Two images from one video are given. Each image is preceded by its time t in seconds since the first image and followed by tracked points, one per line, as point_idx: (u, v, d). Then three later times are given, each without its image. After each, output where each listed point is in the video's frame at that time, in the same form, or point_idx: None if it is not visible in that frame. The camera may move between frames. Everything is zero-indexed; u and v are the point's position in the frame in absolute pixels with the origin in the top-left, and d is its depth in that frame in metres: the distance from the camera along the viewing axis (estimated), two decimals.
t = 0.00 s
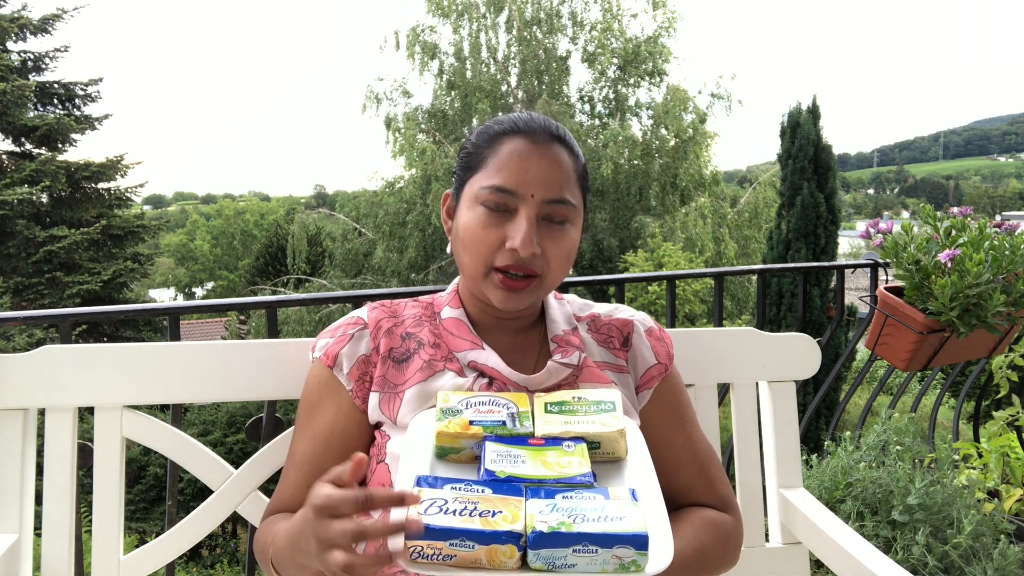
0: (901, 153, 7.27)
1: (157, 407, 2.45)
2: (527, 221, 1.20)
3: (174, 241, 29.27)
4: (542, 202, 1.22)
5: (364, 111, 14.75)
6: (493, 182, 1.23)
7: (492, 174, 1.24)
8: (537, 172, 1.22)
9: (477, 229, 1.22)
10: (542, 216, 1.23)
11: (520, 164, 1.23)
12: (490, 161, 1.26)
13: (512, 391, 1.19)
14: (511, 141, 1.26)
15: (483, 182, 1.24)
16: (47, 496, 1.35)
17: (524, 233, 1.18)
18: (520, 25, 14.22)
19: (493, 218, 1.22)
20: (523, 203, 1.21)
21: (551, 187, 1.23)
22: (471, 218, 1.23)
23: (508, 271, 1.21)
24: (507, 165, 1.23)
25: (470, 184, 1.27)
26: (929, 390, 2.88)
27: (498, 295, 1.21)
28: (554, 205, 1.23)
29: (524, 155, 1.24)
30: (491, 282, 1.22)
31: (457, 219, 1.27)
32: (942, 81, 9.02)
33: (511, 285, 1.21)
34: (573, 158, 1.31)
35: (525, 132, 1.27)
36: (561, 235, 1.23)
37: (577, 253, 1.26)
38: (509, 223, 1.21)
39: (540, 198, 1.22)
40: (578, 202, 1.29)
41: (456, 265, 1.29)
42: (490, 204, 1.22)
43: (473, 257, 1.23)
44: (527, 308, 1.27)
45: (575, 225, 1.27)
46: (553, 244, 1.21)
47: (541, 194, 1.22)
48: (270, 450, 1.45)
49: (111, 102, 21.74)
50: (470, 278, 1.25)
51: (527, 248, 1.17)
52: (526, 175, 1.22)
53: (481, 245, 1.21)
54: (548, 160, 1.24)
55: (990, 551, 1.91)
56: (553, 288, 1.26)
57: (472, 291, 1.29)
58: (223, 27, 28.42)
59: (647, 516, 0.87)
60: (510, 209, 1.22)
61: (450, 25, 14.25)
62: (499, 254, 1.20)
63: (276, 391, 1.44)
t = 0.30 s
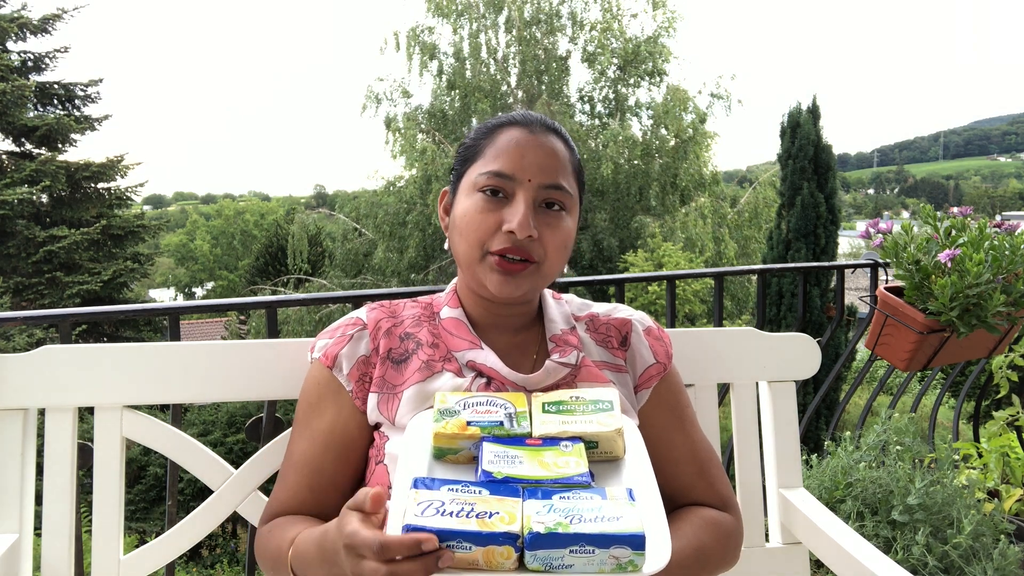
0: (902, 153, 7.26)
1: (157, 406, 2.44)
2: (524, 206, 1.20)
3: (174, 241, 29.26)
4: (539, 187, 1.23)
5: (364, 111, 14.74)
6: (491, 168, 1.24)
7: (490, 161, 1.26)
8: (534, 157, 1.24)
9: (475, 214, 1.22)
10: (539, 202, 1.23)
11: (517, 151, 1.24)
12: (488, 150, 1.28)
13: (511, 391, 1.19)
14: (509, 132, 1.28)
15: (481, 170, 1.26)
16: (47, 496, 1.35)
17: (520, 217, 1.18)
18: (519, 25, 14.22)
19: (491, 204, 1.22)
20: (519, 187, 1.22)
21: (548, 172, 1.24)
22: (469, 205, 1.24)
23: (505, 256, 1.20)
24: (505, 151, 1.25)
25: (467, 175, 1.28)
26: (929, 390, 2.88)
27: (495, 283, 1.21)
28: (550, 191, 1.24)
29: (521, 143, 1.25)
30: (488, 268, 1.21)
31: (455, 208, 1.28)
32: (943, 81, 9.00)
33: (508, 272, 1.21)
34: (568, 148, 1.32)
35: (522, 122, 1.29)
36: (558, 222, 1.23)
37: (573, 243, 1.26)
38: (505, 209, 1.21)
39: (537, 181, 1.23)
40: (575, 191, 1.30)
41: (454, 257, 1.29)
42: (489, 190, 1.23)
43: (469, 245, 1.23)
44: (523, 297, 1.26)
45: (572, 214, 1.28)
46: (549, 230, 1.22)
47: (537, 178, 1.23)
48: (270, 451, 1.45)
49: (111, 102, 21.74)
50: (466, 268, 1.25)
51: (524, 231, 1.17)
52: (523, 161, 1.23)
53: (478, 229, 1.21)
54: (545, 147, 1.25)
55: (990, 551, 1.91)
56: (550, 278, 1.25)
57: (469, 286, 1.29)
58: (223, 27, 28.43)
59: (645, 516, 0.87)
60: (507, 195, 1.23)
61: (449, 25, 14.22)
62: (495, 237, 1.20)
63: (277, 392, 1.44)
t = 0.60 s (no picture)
0: (902, 153, 7.24)
1: (158, 406, 2.44)
2: (526, 203, 1.20)
3: (174, 241, 29.25)
4: (541, 184, 1.23)
5: (363, 111, 14.73)
6: (494, 166, 1.24)
7: (493, 159, 1.26)
8: (536, 155, 1.24)
9: (477, 211, 1.22)
10: (541, 199, 1.23)
11: (519, 149, 1.25)
12: (490, 148, 1.28)
13: (511, 390, 1.19)
14: (511, 130, 1.29)
15: (483, 167, 1.26)
16: (47, 496, 1.35)
17: (523, 213, 1.18)
18: (519, 25, 14.23)
19: (494, 201, 1.22)
20: (522, 183, 1.23)
21: (550, 169, 1.24)
22: (471, 202, 1.24)
23: (507, 253, 1.20)
24: (508, 148, 1.25)
25: (470, 172, 1.28)
26: (929, 390, 2.88)
27: (497, 278, 1.20)
28: (552, 188, 1.24)
29: (523, 141, 1.26)
30: (489, 263, 1.21)
31: (457, 205, 1.27)
32: (943, 82, 8.99)
33: (511, 268, 1.21)
34: (569, 147, 1.33)
35: (524, 121, 1.30)
36: (559, 220, 1.23)
37: (574, 241, 1.26)
38: (508, 206, 1.21)
39: (539, 178, 1.23)
40: (576, 190, 1.30)
41: (455, 256, 1.29)
42: (491, 186, 1.23)
43: (471, 242, 1.22)
44: (525, 294, 1.26)
45: (573, 212, 1.28)
46: (552, 227, 1.22)
47: (540, 175, 1.23)
48: (270, 451, 1.44)
49: (112, 102, 21.75)
50: (468, 264, 1.24)
51: (526, 226, 1.17)
52: (526, 158, 1.23)
53: (480, 226, 1.21)
54: (547, 146, 1.26)
55: (990, 551, 1.91)
56: (551, 276, 1.25)
57: (470, 284, 1.28)
58: (223, 27, 28.43)
59: (644, 518, 0.87)
60: (510, 191, 1.23)
61: (449, 25, 14.22)
62: (497, 234, 1.20)
63: (277, 391, 1.44)
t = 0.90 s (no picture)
0: (902, 153, 7.25)
1: (157, 406, 2.43)
2: (520, 194, 1.20)
3: (174, 241, 29.26)
4: (535, 176, 1.23)
5: (363, 112, 14.72)
6: (488, 160, 1.25)
7: (487, 154, 1.26)
8: (528, 148, 1.25)
9: (473, 205, 1.22)
10: (536, 191, 1.24)
11: (512, 142, 1.25)
12: (484, 144, 1.29)
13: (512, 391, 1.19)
14: (505, 127, 1.30)
15: (478, 163, 1.27)
16: (47, 497, 1.35)
17: (519, 204, 1.18)
18: (519, 25, 14.24)
19: (488, 195, 1.22)
20: (516, 176, 1.23)
21: (543, 161, 1.24)
22: (467, 197, 1.24)
23: (504, 245, 1.20)
24: (501, 144, 1.25)
25: (465, 169, 1.29)
26: (929, 390, 2.88)
27: (495, 272, 1.20)
28: (546, 180, 1.24)
29: (516, 135, 1.26)
30: (487, 257, 1.21)
31: (453, 202, 1.28)
32: (943, 83, 8.98)
33: (508, 261, 1.20)
34: (563, 141, 1.33)
35: (516, 118, 1.31)
36: (555, 212, 1.23)
37: (572, 234, 1.26)
38: (503, 199, 1.21)
39: (533, 170, 1.23)
40: (571, 183, 1.30)
41: (453, 254, 1.29)
42: (485, 182, 1.24)
43: (469, 237, 1.22)
44: (523, 289, 1.25)
45: (569, 204, 1.28)
46: (548, 218, 1.22)
47: (533, 167, 1.23)
48: (269, 450, 1.44)
49: (112, 102, 21.76)
50: (466, 260, 1.24)
51: (522, 217, 1.17)
52: (519, 151, 1.24)
53: (476, 221, 1.21)
54: (540, 138, 1.26)
55: (990, 551, 1.91)
56: (549, 270, 1.25)
57: (469, 281, 1.28)
58: (223, 27, 28.43)
59: (644, 509, 0.87)
60: (504, 185, 1.23)
61: (448, 26, 14.20)
62: (494, 226, 1.20)
63: (277, 391, 1.44)
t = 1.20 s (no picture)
0: (902, 153, 7.24)
1: (157, 405, 2.44)
2: (517, 202, 1.20)
3: (174, 241, 29.27)
4: (532, 183, 1.23)
5: (362, 112, 14.70)
6: (484, 167, 1.25)
7: (483, 160, 1.26)
8: (525, 154, 1.24)
9: (470, 213, 1.22)
10: (533, 198, 1.23)
11: (509, 149, 1.25)
12: (482, 149, 1.28)
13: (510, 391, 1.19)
14: (502, 131, 1.29)
15: (475, 169, 1.26)
16: (47, 497, 1.35)
17: (514, 214, 1.18)
18: (519, 24, 14.25)
19: (485, 203, 1.22)
20: (513, 184, 1.23)
21: (540, 168, 1.24)
22: (464, 204, 1.24)
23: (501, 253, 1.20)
24: (498, 149, 1.25)
25: (462, 176, 1.29)
26: (930, 390, 2.87)
27: (492, 278, 1.20)
28: (544, 187, 1.24)
29: (513, 140, 1.26)
30: (485, 265, 1.21)
31: (451, 208, 1.28)
32: (943, 83, 8.98)
33: (506, 268, 1.21)
34: (560, 145, 1.33)
35: (513, 121, 1.30)
36: (553, 218, 1.23)
37: (570, 239, 1.27)
38: (499, 207, 1.21)
39: (529, 178, 1.23)
40: (569, 187, 1.30)
41: (452, 258, 1.29)
42: (482, 188, 1.23)
43: (466, 244, 1.23)
44: (520, 294, 1.26)
45: (567, 210, 1.28)
46: (545, 226, 1.22)
47: (530, 175, 1.23)
48: (268, 451, 1.44)
49: (112, 102, 21.76)
50: (464, 267, 1.24)
51: (518, 227, 1.17)
52: (515, 158, 1.24)
53: (473, 229, 1.21)
54: (536, 145, 1.26)
55: (990, 551, 1.91)
56: (547, 275, 1.25)
57: (467, 285, 1.28)
58: (223, 27, 28.42)
59: (640, 505, 0.87)
60: (501, 193, 1.23)
61: (448, 25, 14.18)
62: (491, 235, 1.20)
63: (276, 392, 1.44)
